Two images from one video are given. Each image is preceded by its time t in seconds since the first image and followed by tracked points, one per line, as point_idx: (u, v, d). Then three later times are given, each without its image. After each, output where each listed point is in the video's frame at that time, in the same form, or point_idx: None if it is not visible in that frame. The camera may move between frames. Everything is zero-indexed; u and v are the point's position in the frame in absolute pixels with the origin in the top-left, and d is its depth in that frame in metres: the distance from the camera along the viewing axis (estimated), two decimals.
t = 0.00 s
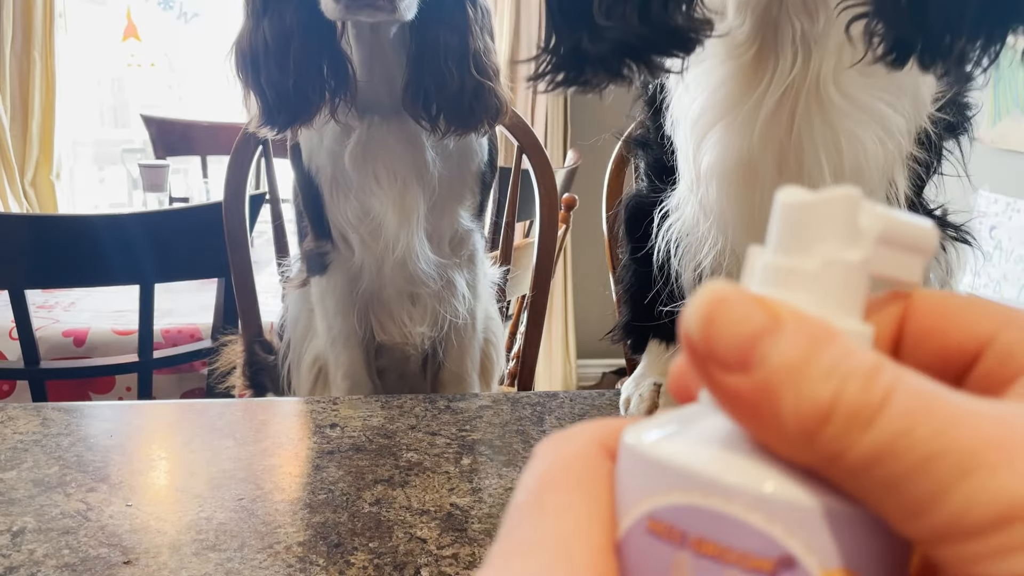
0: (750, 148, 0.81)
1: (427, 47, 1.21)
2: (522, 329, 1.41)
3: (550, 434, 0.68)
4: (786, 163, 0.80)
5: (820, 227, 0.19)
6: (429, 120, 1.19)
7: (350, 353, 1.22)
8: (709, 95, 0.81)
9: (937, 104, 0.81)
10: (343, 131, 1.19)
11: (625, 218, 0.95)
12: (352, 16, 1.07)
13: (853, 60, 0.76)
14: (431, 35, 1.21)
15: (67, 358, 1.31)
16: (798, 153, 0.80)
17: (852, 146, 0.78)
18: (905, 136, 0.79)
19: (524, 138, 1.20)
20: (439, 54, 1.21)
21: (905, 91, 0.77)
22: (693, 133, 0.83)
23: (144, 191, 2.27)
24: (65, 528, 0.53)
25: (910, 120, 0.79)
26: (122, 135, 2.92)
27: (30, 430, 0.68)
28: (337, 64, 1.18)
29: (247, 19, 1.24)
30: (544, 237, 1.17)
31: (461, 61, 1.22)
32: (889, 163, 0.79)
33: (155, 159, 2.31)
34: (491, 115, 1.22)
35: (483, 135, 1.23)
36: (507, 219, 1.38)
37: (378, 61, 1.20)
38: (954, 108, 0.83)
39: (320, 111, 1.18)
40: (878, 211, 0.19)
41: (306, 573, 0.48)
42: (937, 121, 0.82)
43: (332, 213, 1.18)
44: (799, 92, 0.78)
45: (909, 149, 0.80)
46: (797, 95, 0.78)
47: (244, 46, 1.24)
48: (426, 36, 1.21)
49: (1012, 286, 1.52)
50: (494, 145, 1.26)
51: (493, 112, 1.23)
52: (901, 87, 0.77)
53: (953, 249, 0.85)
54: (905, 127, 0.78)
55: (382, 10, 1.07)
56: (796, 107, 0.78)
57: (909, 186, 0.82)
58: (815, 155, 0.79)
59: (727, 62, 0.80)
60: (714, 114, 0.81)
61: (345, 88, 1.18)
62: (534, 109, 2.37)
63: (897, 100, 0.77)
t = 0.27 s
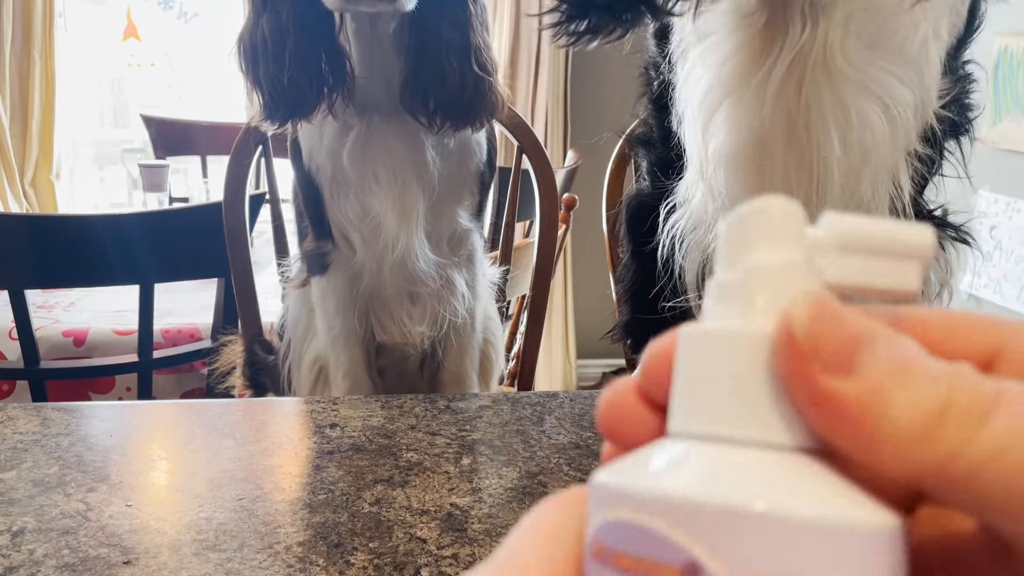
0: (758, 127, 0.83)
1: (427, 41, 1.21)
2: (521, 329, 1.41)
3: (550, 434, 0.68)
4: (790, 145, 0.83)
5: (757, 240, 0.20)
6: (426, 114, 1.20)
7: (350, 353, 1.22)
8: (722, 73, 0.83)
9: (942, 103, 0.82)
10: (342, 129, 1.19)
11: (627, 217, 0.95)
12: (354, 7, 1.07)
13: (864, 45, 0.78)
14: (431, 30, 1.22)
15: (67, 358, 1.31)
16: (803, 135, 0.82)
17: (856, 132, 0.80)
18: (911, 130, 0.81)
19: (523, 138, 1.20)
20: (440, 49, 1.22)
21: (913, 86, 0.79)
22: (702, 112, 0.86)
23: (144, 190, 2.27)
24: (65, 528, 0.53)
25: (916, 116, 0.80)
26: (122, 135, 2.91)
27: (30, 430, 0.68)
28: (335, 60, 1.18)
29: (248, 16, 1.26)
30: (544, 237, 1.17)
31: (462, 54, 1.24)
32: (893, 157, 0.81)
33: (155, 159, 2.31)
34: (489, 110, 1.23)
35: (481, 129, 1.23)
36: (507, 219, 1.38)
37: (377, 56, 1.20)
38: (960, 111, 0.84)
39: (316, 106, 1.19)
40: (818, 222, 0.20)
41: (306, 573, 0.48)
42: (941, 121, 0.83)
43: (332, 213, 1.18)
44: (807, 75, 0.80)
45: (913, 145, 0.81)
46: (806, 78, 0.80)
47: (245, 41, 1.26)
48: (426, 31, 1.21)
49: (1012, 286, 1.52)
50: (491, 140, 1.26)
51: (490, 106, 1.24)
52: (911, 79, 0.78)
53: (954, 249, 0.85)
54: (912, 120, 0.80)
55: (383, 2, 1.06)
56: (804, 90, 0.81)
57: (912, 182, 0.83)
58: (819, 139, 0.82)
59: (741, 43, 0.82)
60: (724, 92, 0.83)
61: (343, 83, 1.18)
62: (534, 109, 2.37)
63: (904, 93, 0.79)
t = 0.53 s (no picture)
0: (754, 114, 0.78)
1: (428, 40, 1.22)
2: (521, 329, 1.41)
3: (550, 434, 0.68)
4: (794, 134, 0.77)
5: (740, 319, 0.20)
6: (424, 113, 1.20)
7: (350, 353, 1.22)
8: (715, 58, 0.78)
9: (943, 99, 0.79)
10: (341, 129, 1.19)
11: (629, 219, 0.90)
12: (356, 7, 1.07)
13: (861, 32, 0.74)
14: (433, 29, 1.22)
15: (67, 358, 1.31)
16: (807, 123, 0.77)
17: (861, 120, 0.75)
18: (909, 124, 0.77)
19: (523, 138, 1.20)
20: (441, 48, 1.23)
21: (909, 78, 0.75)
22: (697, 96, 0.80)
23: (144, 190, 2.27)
24: (65, 527, 0.53)
25: (913, 109, 0.77)
26: (122, 135, 2.92)
27: (30, 430, 0.68)
28: (334, 59, 1.19)
29: (247, 15, 1.26)
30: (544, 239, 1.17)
31: (463, 53, 1.25)
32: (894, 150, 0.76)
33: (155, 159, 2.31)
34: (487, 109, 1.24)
35: (481, 128, 1.24)
36: (507, 219, 1.38)
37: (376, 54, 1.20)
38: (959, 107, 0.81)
39: (315, 106, 1.20)
40: (802, 288, 0.19)
41: (306, 573, 0.48)
42: (943, 116, 0.79)
43: (332, 213, 1.18)
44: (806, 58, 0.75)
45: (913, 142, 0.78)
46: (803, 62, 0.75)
47: (244, 40, 1.27)
48: (426, 30, 1.22)
49: (1012, 286, 1.52)
50: (490, 140, 1.26)
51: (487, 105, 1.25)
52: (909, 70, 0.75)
53: (951, 249, 0.84)
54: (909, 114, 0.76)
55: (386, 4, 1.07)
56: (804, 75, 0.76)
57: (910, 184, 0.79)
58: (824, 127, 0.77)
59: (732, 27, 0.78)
60: (720, 76, 0.78)
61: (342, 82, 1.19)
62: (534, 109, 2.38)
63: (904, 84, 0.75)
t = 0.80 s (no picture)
0: (734, 109, 0.73)
1: (427, 35, 1.22)
2: (521, 329, 1.41)
3: (550, 434, 0.68)
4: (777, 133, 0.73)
5: (768, 322, 0.19)
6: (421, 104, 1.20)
7: (350, 353, 1.21)
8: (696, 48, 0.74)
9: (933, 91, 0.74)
10: (341, 127, 1.19)
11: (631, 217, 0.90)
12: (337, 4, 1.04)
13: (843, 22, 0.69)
14: (433, 24, 1.22)
15: (67, 358, 1.31)
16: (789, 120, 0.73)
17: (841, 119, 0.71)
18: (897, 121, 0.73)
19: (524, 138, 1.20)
20: (440, 42, 1.23)
21: (894, 74, 0.70)
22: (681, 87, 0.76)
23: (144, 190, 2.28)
24: (65, 527, 0.53)
25: (900, 105, 0.72)
26: (122, 135, 2.92)
27: (30, 430, 0.68)
28: (334, 56, 1.20)
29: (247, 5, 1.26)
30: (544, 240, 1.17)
31: (463, 48, 1.24)
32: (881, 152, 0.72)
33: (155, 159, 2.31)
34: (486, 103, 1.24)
35: (480, 126, 1.24)
36: (507, 219, 1.38)
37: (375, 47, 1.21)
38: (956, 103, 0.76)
39: (315, 99, 1.20)
40: (831, 302, 0.19)
41: (306, 573, 0.48)
42: (933, 111, 0.74)
43: (332, 213, 1.18)
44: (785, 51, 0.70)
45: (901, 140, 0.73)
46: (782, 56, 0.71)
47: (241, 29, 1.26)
48: (426, 25, 1.22)
49: (1012, 286, 1.52)
50: (489, 137, 1.26)
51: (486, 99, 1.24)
52: (895, 64, 0.70)
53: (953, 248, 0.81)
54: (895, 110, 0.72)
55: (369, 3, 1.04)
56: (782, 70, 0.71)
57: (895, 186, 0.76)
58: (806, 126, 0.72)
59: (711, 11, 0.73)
60: (698, 67, 0.74)
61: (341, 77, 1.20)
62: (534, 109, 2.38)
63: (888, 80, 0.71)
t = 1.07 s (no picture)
0: (708, 103, 0.72)
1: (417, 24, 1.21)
2: (522, 329, 1.41)
3: (550, 434, 0.68)
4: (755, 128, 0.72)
5: (770, 351, 0.20)
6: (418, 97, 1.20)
7: (351, 353, 1.21)
8: (671, 37, 0.72)
9: (920, 87, 0.74)
10: (343, 124, 1.19)
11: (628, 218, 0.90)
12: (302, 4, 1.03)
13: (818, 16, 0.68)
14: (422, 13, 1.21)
15: (67, 358, 1.31)
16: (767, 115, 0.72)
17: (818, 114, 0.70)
18: (879, 115, 0.72)
19: (524, 138, 1.21)
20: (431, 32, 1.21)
21: (874, 67, 0.70)
22: (658, 82, 0.75)
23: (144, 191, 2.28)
24: (65, 528, 0.53)
25: (881, 99, 0.71)
26: (122, 135, 2.92)
27: (30, 430, 0.68)
28: (330, 51, 1.20)
29: None
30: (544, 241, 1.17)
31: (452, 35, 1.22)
32: (863, 147, 0.71)
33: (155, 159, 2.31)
34: (487, 89, 1.23)
35: (482, 123, 1.23)
36: (507, 219, 1.38)
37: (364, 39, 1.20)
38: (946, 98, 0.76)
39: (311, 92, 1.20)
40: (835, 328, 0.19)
41: (307, 573, 0.48)
42: (919, 107, 0.74)
43: (336, 211, 1.19)
44: (760, 45, 0.70)
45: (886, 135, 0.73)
46: (757, 50, 0.70)
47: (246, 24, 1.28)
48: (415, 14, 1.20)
49: (1012, 286, 1.52)
50: (493, 134, 1.25)
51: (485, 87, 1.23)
52: (873, 57, 0.69)
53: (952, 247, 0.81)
54: (876, 104, 0.71)
55: None
56: (758, 64, 0.70)
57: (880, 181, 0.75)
58: (784, 120, 0.72)
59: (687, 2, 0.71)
60: (675, 61, 0.73)
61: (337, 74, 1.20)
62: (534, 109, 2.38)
63: (866, 73, 0.70)
